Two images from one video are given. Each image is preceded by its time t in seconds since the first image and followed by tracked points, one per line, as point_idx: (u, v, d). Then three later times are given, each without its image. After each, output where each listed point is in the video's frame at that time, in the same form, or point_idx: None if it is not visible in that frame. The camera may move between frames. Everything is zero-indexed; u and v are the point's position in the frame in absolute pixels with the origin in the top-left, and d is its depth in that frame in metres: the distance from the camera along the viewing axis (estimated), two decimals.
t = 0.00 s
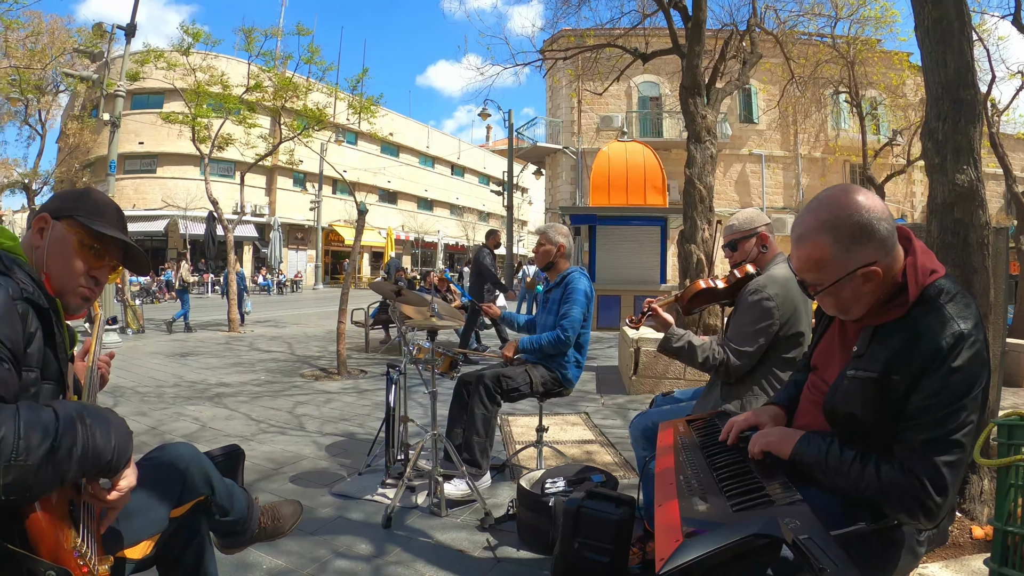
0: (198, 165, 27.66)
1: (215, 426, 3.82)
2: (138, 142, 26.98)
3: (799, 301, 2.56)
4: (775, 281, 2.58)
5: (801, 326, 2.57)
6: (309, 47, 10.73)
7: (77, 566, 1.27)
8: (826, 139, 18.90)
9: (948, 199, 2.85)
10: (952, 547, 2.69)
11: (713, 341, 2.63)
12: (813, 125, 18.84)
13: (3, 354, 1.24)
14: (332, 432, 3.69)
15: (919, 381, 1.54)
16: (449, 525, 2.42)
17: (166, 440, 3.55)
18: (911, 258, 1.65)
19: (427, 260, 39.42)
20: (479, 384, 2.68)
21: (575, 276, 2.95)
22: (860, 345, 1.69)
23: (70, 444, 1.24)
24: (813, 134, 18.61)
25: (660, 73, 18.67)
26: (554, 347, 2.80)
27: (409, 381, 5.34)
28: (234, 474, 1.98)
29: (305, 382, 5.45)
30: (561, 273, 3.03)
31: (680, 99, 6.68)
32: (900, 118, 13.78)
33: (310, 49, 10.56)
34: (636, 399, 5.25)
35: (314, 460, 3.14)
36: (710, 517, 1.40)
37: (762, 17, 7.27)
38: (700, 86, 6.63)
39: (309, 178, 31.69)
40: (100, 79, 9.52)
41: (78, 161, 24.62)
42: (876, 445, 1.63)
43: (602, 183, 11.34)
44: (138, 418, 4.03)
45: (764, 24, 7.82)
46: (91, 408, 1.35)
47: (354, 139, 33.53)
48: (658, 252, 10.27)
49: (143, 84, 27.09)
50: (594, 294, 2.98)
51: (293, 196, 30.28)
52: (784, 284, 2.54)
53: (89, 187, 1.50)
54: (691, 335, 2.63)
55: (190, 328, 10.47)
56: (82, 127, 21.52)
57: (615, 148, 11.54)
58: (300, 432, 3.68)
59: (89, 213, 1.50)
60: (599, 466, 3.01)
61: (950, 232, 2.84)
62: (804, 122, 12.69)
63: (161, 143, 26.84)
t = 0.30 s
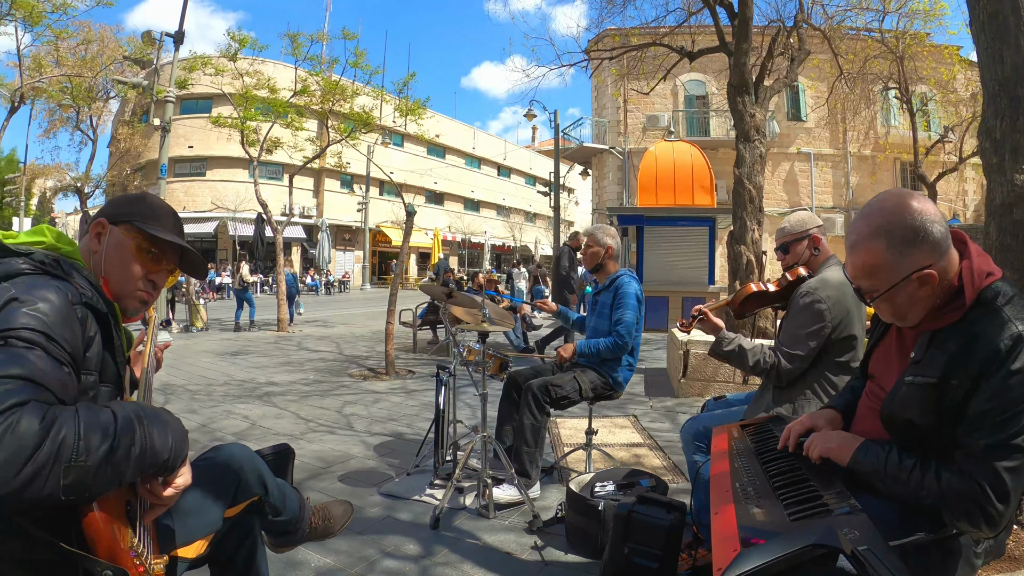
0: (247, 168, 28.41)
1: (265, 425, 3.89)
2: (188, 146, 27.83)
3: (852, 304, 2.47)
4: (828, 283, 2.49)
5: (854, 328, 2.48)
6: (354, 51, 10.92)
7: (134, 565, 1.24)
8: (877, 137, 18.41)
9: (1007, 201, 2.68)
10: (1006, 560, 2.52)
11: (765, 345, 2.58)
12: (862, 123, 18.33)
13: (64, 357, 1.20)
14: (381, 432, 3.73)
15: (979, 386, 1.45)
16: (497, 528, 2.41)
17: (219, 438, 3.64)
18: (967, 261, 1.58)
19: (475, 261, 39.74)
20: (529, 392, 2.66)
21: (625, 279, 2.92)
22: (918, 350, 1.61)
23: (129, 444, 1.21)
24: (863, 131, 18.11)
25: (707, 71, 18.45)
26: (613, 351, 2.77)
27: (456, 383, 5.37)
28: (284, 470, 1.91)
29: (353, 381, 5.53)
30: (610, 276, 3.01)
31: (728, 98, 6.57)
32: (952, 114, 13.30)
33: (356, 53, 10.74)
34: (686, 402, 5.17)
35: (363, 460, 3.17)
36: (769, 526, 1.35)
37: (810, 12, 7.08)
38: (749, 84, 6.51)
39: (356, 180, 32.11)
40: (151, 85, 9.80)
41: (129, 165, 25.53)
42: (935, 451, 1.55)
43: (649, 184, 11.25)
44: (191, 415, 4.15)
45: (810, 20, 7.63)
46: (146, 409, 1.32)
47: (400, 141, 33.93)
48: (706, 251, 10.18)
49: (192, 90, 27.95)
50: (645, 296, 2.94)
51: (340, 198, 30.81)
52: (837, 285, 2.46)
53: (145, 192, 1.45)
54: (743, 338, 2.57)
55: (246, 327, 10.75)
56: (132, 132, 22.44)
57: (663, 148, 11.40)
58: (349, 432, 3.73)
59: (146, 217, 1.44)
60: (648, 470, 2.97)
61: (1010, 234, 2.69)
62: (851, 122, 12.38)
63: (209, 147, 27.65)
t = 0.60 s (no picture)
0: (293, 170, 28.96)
1: (314, 424, 3.95)
2: (235, 149, 28.54)
3: (910, 309, 2.38)
4: (886, 288, 2.41)
5: (912, 335, 2.39)
6: (398, 54, 11.08)
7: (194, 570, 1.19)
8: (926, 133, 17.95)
9: None
10: None
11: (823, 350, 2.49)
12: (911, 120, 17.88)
13: (128, 362, 1.16)
14: (428, 433, 3.75)
15: None
16: (546, 531, 2.39)
17: (270, 436, 3.71)
18: None
19: (519, 262, 39.88)
20: (581, 393, 2.64)
21: (677, 282, 2.89)
22: (979, 355, 1.54)
23: (194, 450, 1.16)
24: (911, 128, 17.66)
25: (752, 69, 18.20)
26: (660, 352, 2.73)
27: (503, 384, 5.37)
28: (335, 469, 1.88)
29: (400, 382, 5.59)
30: (662, 278, 2.98)
31: (775, 96, 6.45)
32: (1004, 110, 12.85)
33: (400, 56, 10.92)
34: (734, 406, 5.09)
35: (412, 461, 3.19)
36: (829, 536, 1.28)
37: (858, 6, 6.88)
38: (797, 81, 6.38)
39: (401, 182, 32.48)
40: (198, 91, 10.02)
41: (176, 169, 26.29)
42: (1000, 458, 1.49)
43: (696, 184, 11.02)
44: (242, 413, 4.24)
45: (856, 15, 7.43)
46: (212, 413, 1.27)
47: (444, 143, 34.33)
48: (753, 254, 10.06)
49: (239, 94, 28.66)
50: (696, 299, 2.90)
51: (387, 199, 31.20)
52: (894, 290, 2.38)
53: (205, 198, 1.36)
54: (800, 344, 2.50)
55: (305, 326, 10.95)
56: (181, 135, 24.09)
57: (709, 147, 11.21)
58: (397, 432, 3.76)
59: (206, 221, 1.36)
60: (697, 475, 2.92)
61: None
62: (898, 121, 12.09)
63: (256, 150, 28.27)
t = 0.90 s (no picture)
0: (338, 172, 29.38)
1: (362, 424, 3.99)
2: (281, 152, 29.04)
3: (970, 315, 2.30)
4: (944, 292, 2.34)
5: (972, 342, 2.32)
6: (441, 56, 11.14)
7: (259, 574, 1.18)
8: (976, 130, 17.47)
9: None
10: None
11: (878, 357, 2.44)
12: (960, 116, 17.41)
13: (196, 366, 1.15)
14: (476, 434, 3.76)
15: None
16: (596, 535, 2.38)
17: (320, 436, 3.77)
18: None
19: (564, 262, 39.86)
20: (633, 400, 2.60)
21: (730, 286, 2.85)
22: None
23: (264, 458, 1.14)
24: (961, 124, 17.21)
25: (799, 66, 17.94)
26: (712, 354, 2.71)
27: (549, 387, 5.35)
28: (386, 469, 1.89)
29: (446, 382, 5.62)
30: (715, 281, 2.94)
31: (824, 94, 6.33)
32: None
33: (445, 59, 10.98)
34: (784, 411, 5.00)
35: (460, 462, 3.20)
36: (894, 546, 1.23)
37: None
38: (846, 79, 6.25)
39: (446, 183, 32.68)
40: (244, 95, 10.21)
41: (220, 171, 26.90)
42: None
43: (742, 183, 10.94)
44: (291, 412, 4.31)
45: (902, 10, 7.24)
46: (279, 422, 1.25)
47: (488, 144, 34.49)
48: (800, 254, 9.78)
49: (285, 96, 29.22)
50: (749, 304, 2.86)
51: (430, 201, 31.50)
52: (954, 296, 2.30)
53: (268, 203, 1.33)
54: (858, 350, 2.43)
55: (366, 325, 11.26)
56: (227, 139, 25.34)
57: (755, 147, 11.01)
58: (445, 433, 3.77)
59: (269, 225, 1.33)
60: (747, 480, 2.87)
61: None
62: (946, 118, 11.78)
63: (301, 153, 28.78)
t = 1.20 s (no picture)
0: (382, 175, 29.69)
1: (409, 426, 4.01)
2: (325, 155, 29.53)
3: None
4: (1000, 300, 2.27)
5: None
6: (485, 58, 11.11)
7: None
8: None
9: None
10: None
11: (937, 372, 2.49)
12: (1009, 111, 16.96)
13: (267, 376, 1.15)
14: (524, 438, 3.75)
15: None
16: (646, 541, 2.37)
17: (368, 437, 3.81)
18: None
19: (608, 264, 39.83)
20: (685, 404, 2.59)
21: (783, 292, 2.80)
22: None
23: (335, 469, 1.14)
24: (1010, 120, 16.78)
25: (845, 64, 17.72)
26: (762, 366, 2.69)
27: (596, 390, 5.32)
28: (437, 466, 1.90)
29: (492, 385, 5.62)
30: (768, 287, 2.91)
31: (871, 92, 6.29)
32: None
33: (490, 61, 10.93)
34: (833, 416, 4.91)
35: (508, 465, 3.20)
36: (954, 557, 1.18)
37: None
38: (894, 77, 6.20)
39: (489, 184, 33.00)
40: (290, 100, 10.36)
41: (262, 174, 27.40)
42: None
43: (789, 182, 10.72)
44: (339, 413, 4.37)
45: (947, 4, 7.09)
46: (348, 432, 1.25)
47: (530, 146, 34.68)
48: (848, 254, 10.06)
49: (329, 100, 29.71)
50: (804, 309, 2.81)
51: (473, 202, 31.78)
52: (1010, 304, 2.24)
53: (329, 211, 1.34)
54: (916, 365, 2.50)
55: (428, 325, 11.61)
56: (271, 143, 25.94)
57: (801, 146, 10.87)
58: (492, 436, 3.78)
59: (333, 234, 1.33)
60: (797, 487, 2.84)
61: None
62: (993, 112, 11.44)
63: (345, 156, 29.22)
